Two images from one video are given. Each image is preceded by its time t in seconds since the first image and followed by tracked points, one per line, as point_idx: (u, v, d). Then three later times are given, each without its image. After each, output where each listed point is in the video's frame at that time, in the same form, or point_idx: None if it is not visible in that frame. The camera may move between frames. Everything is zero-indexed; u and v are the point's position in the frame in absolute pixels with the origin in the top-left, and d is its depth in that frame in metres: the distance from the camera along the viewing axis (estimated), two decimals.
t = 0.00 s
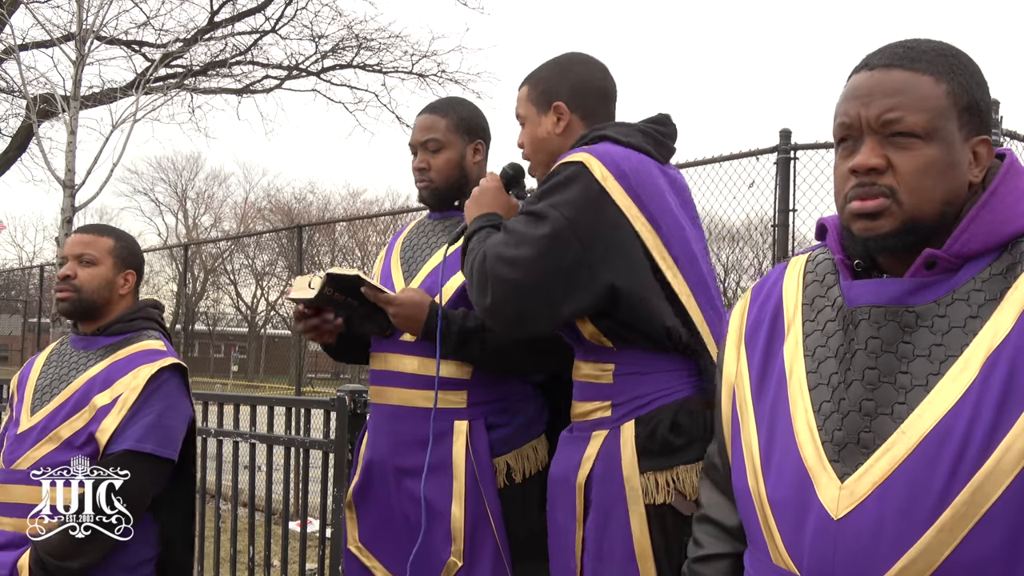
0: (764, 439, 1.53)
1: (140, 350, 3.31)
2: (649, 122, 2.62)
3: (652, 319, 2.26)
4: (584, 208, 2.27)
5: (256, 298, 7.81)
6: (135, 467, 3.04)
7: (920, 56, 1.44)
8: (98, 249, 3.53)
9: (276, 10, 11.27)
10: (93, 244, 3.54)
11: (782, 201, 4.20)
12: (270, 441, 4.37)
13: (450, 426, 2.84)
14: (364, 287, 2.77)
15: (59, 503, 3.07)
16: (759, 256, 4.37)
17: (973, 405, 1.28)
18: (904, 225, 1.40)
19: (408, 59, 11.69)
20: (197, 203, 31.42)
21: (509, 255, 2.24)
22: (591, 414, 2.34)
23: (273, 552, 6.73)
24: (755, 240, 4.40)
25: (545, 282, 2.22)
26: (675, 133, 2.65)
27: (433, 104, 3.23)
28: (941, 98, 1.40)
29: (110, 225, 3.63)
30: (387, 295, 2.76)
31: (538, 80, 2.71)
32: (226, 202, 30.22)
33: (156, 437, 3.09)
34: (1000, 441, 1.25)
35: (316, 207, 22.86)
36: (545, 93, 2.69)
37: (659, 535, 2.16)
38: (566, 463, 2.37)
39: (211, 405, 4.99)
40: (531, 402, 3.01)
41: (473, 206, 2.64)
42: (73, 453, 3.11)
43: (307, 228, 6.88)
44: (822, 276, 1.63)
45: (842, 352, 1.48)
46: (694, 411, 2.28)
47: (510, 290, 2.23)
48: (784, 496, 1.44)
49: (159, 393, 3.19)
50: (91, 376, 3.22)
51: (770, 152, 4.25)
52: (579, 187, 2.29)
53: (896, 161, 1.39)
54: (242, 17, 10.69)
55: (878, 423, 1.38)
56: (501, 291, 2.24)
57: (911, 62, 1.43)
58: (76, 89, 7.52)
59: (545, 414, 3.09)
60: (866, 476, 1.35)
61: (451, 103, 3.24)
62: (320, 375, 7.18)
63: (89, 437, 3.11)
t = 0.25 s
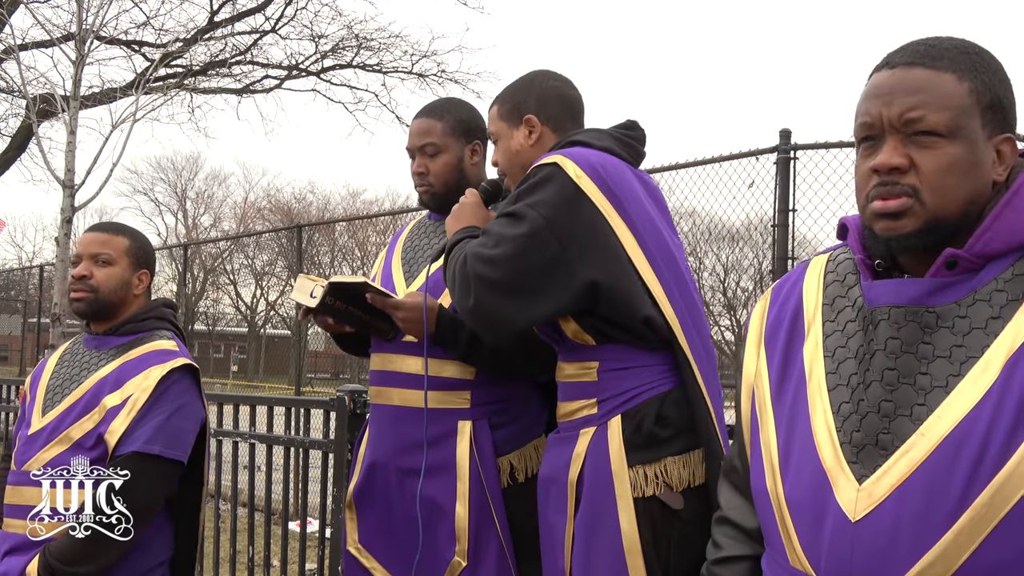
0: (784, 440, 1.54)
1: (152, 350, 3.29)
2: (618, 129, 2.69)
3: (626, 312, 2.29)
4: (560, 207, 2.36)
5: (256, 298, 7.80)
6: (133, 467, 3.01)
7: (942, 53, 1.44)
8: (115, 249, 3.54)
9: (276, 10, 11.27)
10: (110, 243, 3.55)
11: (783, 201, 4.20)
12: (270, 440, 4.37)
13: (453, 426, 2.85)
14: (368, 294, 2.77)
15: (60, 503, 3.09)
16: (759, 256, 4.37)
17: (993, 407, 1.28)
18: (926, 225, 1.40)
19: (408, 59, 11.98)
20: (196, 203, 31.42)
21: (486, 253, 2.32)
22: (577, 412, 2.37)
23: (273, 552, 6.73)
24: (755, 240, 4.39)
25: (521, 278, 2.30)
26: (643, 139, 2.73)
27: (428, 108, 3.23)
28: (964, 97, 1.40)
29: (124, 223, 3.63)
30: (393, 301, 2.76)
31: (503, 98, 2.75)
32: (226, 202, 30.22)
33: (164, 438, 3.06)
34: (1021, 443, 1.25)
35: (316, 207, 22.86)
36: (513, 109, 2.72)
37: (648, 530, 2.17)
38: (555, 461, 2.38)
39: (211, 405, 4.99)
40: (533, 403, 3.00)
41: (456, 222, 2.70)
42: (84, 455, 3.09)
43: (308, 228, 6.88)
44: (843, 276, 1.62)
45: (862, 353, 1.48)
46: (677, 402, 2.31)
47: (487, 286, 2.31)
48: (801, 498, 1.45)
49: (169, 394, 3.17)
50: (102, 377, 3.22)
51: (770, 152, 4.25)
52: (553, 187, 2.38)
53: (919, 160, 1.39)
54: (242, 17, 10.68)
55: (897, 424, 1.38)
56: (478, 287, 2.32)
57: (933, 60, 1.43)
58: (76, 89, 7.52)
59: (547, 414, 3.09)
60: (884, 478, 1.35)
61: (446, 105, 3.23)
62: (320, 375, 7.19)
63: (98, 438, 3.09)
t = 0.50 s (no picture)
0: (796, 441, 1.53)
1: (162, 351, 3.27)
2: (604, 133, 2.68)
3: (617, 310, 2.28)
4: (549, 208, 2.34)
5: (256, 298, 7.82)
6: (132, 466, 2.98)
7: (956, 53, 1.43)
8: (127, 250, 3.51)
9: (276, 10, 11.25)
10: (121, 243, 3.51)
11: (783, 201, 4.19)
12: (270, 440, 4.36)
13: (455, 426, 2.83)
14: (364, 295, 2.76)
15: (60, 505, 3.09)
16: (759, 256, 4.35)
17: (1006, 407, 1.27)
18: (939, 225, 1.39)
19: (408, 59, 11.92)
20: (196, 203, 31.40)
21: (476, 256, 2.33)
22: (567, 413, 2.37)
23: (274, 552, 6.72)
24: (755, 240, 4.39)
25: (511, 280, 2.29)
26: (630, 142, 2.72)
27: (428, 108, 3.22)
28: (978, 96, 1.39)
29: (136, 222, 3.60)
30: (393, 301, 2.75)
31: (491, 104, 2.75)
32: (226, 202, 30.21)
33: (175, 442, 3.05)
34: None
35: (316, 207, 22.85)
36: (500, 114, 2.71)
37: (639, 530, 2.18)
38: (547, 460, 2.38)
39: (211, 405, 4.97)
40: (534, 404, 2.99)
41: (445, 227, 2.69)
42: (97, 459, 3.08)
43: (307, 228, 6.87)
44: (857, 275, 1.61)
45: (875, 353, 1.47)
46: (666, 402, 2.31)
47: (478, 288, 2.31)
48: (813, 499, 1.44)
49: (178, 397, 3.15)
50: (113, 379, 3.20)
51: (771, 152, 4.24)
52: (542, 188, 2.38)
53: (932, 160, 1.37)
54: (242, 17, 10.67)
55: (908, 425, 1.37)
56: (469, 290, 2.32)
57: (946, 60, 1.42)
58: (76, 89, 7.50)
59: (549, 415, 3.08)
60: (895, 479, 1.34)
61: (445, 106, 3.22)
62: (320, 375, 7.18)
63: (109, 444, 3.07)
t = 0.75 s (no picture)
0: (794, 441, 1.53)
1: (168, 354, 3.27)
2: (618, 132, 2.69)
3: (607, 315, 2.31)
4: (551, 201, 2.37)
5: (256, 298, 7.85)
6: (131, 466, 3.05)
7: (954, 54, 1.44)
8: (128, 250, 3.50)
9: (276, 10, 11.25)
10: (123, 243, 3.51)
11: (783, 201, 4.19)
12: (270, 441, 4.36)
13: (453, 427, 2.84)
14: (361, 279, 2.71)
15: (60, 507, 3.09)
16: (759, 256, 4.35)
17: (1005, 407, 1.28)
18: (938, 226, 1.40)
19: (408, 59, 11.78)
20: (196, 203, 31.41)
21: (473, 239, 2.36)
22: (558, 411, 2.39)
23: (274, 552, 6.73)
24: (755, 240, 4.38)
25: (505, 266, 2.35)
26: (642, 143, 2.73)
27: (436, 105, 3.21)
28: (976, 97, 1.39)
29: (139, 222, 3.60)
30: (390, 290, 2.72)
31: (509, 92, 2.76)
32: (226, 202, 30.22)
33: (181, 447, 3.05)
34: None
35: (315, 207, 22.86)
36: (515, 105, 2.73)
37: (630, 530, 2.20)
38: (538, 460, 2.39)
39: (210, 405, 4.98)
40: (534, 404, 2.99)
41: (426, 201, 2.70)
42: (101, 462, 3.08)
43: (308, 227, 6.87)
44: (854, 275, 1.61)
45: (873, 353, 1.47)
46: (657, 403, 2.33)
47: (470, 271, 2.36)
48: (812, 499, 1.44)
49: (184, 400, 3.15)
50: (118, 382, 3.20)
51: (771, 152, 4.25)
52: (548, 180, 2.38)
53: (931, 161, 1.38)
54: (242, 17, 10.67)
55: (907, 425, 1.38)
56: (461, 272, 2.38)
57: (944, 61, 1.43)
58: (76, 89, 7.50)
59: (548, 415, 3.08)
60: (894, 479, 1.34)
61: (453, 103, 3.22)
62: (320, 375, 7.18)
63: (112, 448, 3.07)
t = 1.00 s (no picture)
0: (780, 438, 1.55)
1: (165, 355, 3.29)
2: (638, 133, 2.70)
3: (597, 314, 2.36)
4: (558, 194, 2.40)
5: (256, 298, 7.91)
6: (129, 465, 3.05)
7: (936, 56, 1.46)
8: (123, 250, 3.53)
9: (276, 10, 11.26)
10: (118, 243, 3.54)
11: (782, 201, 4.21)
12: (270, 440, 4.38)
13: (447, 424, 2.86)
14: (350, 270, 2.80)
15: (60, 506, 3.12)
16: (759, 256, 4.37)
17: (987, 404, 1.30)
18: (921, 227, 1.42)
19: (408, 59, 11.81)
20: (196, 203, 31.44)
21: (477, 219, 2.41)
22: (551, 405, 2.45)
23: (274, 552, 6.75)
24: (755, 240, 4.39)
25: (503, 249, 2.41)
26: (660, 147, 2.74)
27: (448, 103, 3.24)
28: (958, 99, 1.41)
29: (137, 223, 3.63)
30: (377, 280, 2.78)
31: (533, 79, 2.77)
32: (226, 202, 30.23)
33: (177, 448, 3.08)
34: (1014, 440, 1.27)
35: (315, 207, 22.88)
36: (536, 95, 2.75)
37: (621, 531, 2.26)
38: (530, 457, 2.45)
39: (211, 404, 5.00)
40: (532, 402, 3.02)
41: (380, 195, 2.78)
42: (97, 462, 3.11)
43: (308, 227, 6.89)
44: (837, 273, 1.64)
45: (857, 351, 1.50)
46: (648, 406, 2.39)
47: (469, 249, 2.43)
48: (797, 496, 1.46)
49: (179, 402, 3.17)
50: (114, 383, 3.22)
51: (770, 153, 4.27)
52: (558, 175, 2.41)
53: (914, 163, 1.40)
54: (242, 17, 10.69)
55: (891, 422, 1.40)
56: (459, 248, 2.44)
57: (927, 63, 1.45)
58: (76, 89, 7.52)
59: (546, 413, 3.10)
60: (879, 475, 1.37)
61: (466, 104, 3.25)
62: (320, 375, 7.21)
63: (107, 448, 3.10)
